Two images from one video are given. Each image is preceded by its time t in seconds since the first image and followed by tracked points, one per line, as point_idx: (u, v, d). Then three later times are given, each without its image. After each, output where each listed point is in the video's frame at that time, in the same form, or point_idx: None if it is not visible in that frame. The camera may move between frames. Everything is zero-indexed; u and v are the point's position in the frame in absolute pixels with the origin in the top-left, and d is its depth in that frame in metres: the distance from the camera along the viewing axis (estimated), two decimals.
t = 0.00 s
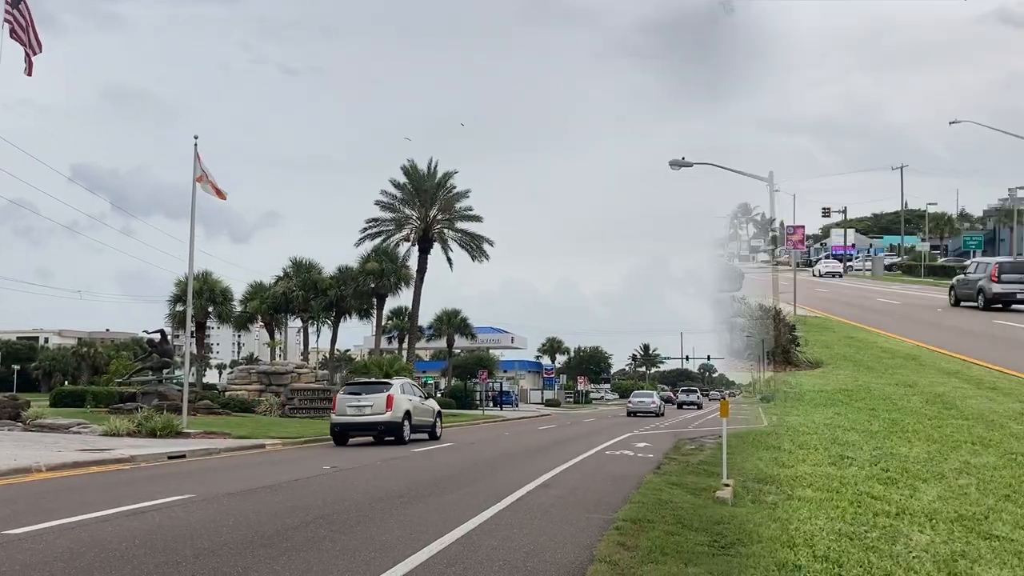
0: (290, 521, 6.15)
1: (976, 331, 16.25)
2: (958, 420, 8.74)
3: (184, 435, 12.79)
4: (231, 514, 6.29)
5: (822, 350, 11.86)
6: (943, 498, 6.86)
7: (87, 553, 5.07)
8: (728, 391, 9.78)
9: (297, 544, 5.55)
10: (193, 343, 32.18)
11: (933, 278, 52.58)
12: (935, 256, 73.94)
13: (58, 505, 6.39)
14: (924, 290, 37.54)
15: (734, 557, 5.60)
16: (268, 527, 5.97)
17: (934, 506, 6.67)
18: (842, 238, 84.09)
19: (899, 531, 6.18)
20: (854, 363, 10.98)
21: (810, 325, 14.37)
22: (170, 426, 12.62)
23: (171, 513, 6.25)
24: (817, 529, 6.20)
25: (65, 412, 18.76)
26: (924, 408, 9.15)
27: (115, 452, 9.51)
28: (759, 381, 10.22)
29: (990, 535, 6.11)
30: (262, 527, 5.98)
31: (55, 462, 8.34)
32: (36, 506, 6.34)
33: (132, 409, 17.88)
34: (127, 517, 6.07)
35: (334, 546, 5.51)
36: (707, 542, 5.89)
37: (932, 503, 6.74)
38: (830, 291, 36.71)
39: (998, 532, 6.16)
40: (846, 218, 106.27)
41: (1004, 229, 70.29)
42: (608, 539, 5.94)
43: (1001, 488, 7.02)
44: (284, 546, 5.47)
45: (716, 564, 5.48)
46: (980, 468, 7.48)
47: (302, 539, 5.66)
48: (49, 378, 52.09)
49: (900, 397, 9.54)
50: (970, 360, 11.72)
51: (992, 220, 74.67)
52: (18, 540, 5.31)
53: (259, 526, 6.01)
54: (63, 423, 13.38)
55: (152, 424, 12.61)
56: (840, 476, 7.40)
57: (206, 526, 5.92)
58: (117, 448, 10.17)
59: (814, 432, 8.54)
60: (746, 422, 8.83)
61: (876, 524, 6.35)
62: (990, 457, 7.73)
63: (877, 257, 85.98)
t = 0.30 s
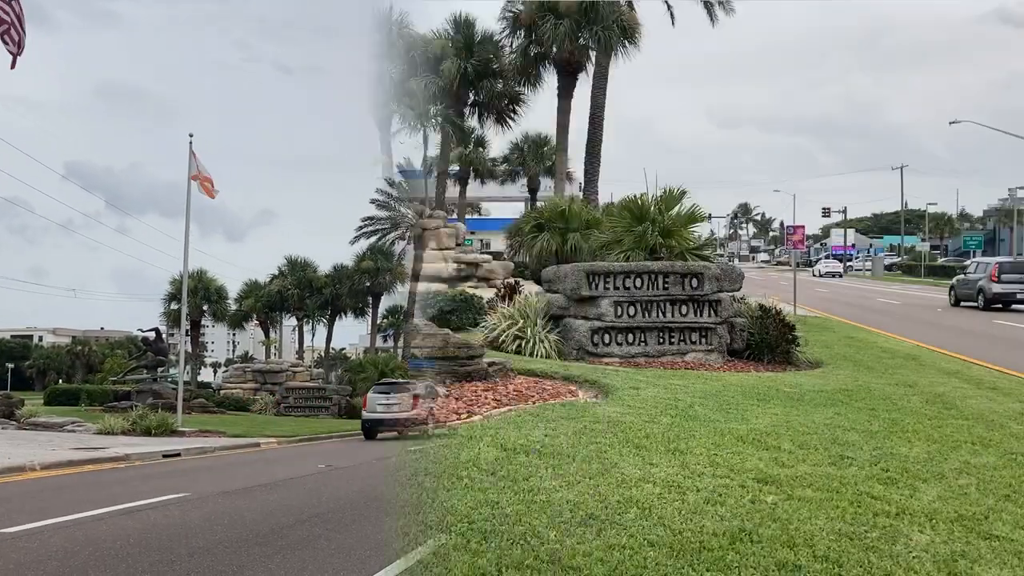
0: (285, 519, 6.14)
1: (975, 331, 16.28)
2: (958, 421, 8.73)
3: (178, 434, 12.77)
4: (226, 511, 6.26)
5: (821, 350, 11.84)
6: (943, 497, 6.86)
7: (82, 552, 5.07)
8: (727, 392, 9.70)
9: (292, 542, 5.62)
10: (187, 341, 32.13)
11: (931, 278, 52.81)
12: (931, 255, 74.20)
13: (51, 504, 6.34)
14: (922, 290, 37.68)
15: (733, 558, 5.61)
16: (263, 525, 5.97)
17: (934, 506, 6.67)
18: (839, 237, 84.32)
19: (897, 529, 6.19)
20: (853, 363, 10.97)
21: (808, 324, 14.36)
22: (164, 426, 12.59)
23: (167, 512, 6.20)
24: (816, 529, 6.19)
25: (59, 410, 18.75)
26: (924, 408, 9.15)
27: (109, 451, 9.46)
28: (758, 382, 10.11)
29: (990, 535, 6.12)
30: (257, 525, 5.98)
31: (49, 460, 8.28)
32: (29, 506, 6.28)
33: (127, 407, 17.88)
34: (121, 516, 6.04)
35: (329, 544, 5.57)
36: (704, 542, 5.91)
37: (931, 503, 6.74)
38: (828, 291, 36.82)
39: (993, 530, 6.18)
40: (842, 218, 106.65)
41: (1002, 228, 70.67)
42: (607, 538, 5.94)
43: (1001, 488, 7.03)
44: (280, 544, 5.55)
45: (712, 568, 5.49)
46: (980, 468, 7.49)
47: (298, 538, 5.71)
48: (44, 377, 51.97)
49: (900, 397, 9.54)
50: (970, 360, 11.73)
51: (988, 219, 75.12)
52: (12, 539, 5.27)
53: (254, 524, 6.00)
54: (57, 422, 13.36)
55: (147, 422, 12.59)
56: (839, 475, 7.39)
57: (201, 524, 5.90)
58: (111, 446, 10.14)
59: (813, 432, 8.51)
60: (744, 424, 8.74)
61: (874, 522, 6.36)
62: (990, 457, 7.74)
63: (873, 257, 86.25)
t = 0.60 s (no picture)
0: (287, 515, 6.18)
1: (976, 331, 16.27)
2: (959, 421, 8.73)
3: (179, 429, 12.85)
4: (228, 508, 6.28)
5: (822, 350, 11.84)
6: (944, 498, 6.86)
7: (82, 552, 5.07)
8: (727, 392, 9.69)
9: (294, 541, 5.66)
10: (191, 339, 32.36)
11: (931, 279, 52.93)
12: (932, 257, 74.22)
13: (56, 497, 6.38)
14: (923, 292, 37.68)
15: (733, 558, 5.62)
16: (262, 524, 5.98)
17: (935, 507, 6.67)
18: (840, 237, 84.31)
19: (899, 530, 6.20)
20: (854, 363, 10.97)
21: (809, 325, 14.36)
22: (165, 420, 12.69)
23: (169, 509, 6.22)
24: (816, 529, 6.19)
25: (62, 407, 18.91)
26: (925, 409, 9.16)
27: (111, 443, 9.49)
28: (758, 382, 10.09)
29: (991, 535, 6.12)
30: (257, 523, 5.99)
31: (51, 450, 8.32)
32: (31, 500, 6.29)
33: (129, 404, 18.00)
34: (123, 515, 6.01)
35: (330, 548, 5.61)
36: (705, 542, 5.91)
37: (932, 503, 6.74)
38: (830, 292, 36.82)
39: (996, 532, 6.19)
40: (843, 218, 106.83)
41: (1003, 230, 70.82)
42: (608, 539, 5.92)
43: (1003, 489, 7.02)
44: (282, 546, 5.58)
45: (712, 568, 5.50)
46: (981, 469, 7.50)
47: (300, 538, 5.74)
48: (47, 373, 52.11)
49: (901, 397, 9.54)
50: (971, 361, 11.74)
51: (990, 220, 75.27)
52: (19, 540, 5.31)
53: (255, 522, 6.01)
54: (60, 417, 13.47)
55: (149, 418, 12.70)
56: (840, 476, 7.38)
57: (204, 523, 5.94)
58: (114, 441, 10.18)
59: (814, 433, 8.51)
60: (745, 425, 8.74)
61: (877, 522, 6.36)
62: (990, 458, 7.74)
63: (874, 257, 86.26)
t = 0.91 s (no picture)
0: (290, 518, 6.18)
1: (982, 334, 16.23)
2: (964, 424, 8.71)
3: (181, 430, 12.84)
4: (231, 511, 6.27)
5: (826, 353, 11.81)
6: (949, 501, 6.85)
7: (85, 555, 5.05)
8: (731, 395, 9.68)
9: (298, 544, 5.66)
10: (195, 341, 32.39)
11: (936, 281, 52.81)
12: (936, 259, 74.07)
13: (58, 500, 6.37)
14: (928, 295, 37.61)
15: (737, 561, 5.61)
16: (266, 527, 5.98)
17: (939, 510, 6.65)
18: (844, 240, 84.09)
19: (904, 533, 6.18)
20: (859, 366, 10.94)
21: (814, 328, 14.33)
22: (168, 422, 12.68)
23: (172, 512, 6.21)
24: (820, 532, 6.18)
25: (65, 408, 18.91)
26: (930, 411, 9.14)
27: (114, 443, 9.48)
28: (762, 385, 10.08)
29: (997, 539, 6.10)
30: (260, 526, 5.99)
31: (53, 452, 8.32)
32: (33, 504, 6.27)
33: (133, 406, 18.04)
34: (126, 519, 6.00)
35: (334, 550, 5.61)
36: (709, 545, 5.91)
37: (937, 506, 6.73)
38: (835, 294, 36.74)
39: (1001, 535, 6.17)
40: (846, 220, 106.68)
41: (1007, 232, 70.69)
42: (612, 542, 5.91)
43: (1008, 492, 7.00)
44: (287, 549, 5.59)
45: (717, 571, 5.49)
46: (986, 471, 7.48)
47: (303, 541, 5.74)
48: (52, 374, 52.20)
49: (905, 400, 9.52)
50: (976, 364, 11.71)
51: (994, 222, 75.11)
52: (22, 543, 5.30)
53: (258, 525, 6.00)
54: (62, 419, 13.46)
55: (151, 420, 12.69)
56: (845, 479, 7.37)
57: (207, 526, 5.93)
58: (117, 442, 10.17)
59: (818, 436, 8.49)
60: (749, 427, 8.72)
61: (881, 525, 6.35)
62: (996, 460, 7.72)
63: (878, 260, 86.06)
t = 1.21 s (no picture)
0: (296, 522, 6.18)
1: (990, 339, 16.16)
2: (972, 429, 8.69)
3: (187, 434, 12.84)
4: (237, 515, 6.28)
5: (832, 357, 11.79)
6: (957, 506, 6.83)
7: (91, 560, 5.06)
8: (737, 399, 9.67)
9: (303, 549, 5.67)
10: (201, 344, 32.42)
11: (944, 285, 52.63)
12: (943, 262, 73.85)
13: (64, 505, 6.37)
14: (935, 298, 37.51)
15: (744, 566, 5.61)
16: (272, 531, 5.99)
17: (947, 515, 6.63)
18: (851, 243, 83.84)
19: (911, 538, 6.17)
20: (865, 370, 10.91)
21: (820, 332, 14.30)
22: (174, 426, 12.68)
23: (178, 516, 6.22)
24: (827, 537, 6.17)
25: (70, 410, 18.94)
26: (937, 416, 9.11)
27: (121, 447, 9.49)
28: (768, 389, 10.05)
29: (1005, 544, 6.09)
30: (266, 530, 6.00)
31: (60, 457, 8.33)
32: (40, 508, 6.28)
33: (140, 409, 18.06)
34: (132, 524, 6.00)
35: (340, 554, 5.62)
36: (716, 550, 5.90)
37: (945, 511, 6.71)
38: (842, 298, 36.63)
39: (1010, 541, 6.15)
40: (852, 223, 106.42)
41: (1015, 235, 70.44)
42: (617, 547, 5.91)
43: (1016, 498, 6.98)
44: (292, 553, 5.59)
45: None
46: (993, 476, 7.46)
47: (309, 545, 5.75)
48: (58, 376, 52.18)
49: (912, 405, 9.49)
50: (983, 368, 11.68)
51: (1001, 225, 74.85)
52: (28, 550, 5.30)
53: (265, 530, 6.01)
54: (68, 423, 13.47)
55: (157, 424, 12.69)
56: (852, 484, 7.35)
57: (213, 531, 5.94)
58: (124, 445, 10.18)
59: (824, 440, 8.48)
60: (755, 431, 8.72)
61: (888, 530, 6.34)
62: (1004, 465, 7.69)
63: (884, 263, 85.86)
